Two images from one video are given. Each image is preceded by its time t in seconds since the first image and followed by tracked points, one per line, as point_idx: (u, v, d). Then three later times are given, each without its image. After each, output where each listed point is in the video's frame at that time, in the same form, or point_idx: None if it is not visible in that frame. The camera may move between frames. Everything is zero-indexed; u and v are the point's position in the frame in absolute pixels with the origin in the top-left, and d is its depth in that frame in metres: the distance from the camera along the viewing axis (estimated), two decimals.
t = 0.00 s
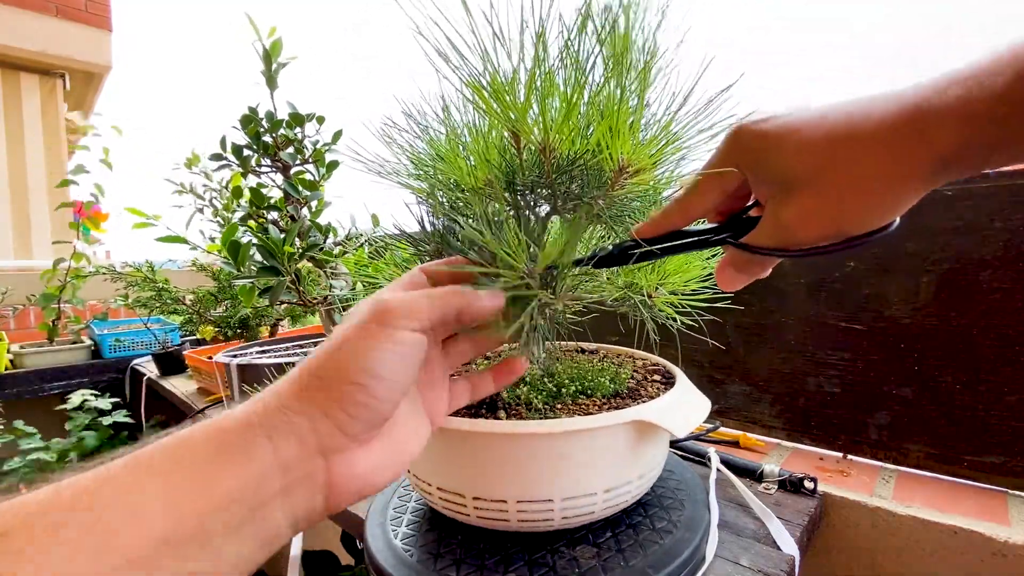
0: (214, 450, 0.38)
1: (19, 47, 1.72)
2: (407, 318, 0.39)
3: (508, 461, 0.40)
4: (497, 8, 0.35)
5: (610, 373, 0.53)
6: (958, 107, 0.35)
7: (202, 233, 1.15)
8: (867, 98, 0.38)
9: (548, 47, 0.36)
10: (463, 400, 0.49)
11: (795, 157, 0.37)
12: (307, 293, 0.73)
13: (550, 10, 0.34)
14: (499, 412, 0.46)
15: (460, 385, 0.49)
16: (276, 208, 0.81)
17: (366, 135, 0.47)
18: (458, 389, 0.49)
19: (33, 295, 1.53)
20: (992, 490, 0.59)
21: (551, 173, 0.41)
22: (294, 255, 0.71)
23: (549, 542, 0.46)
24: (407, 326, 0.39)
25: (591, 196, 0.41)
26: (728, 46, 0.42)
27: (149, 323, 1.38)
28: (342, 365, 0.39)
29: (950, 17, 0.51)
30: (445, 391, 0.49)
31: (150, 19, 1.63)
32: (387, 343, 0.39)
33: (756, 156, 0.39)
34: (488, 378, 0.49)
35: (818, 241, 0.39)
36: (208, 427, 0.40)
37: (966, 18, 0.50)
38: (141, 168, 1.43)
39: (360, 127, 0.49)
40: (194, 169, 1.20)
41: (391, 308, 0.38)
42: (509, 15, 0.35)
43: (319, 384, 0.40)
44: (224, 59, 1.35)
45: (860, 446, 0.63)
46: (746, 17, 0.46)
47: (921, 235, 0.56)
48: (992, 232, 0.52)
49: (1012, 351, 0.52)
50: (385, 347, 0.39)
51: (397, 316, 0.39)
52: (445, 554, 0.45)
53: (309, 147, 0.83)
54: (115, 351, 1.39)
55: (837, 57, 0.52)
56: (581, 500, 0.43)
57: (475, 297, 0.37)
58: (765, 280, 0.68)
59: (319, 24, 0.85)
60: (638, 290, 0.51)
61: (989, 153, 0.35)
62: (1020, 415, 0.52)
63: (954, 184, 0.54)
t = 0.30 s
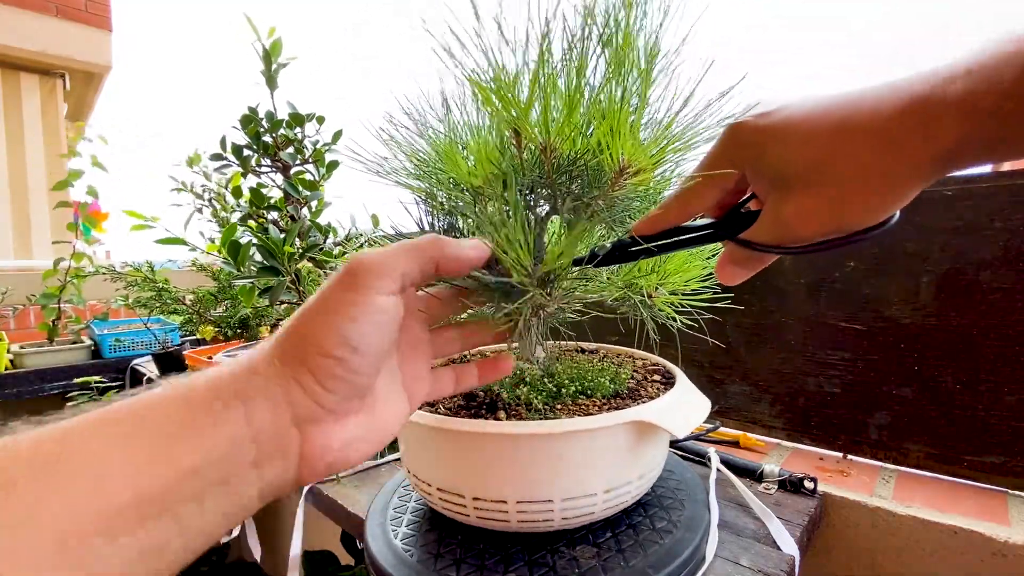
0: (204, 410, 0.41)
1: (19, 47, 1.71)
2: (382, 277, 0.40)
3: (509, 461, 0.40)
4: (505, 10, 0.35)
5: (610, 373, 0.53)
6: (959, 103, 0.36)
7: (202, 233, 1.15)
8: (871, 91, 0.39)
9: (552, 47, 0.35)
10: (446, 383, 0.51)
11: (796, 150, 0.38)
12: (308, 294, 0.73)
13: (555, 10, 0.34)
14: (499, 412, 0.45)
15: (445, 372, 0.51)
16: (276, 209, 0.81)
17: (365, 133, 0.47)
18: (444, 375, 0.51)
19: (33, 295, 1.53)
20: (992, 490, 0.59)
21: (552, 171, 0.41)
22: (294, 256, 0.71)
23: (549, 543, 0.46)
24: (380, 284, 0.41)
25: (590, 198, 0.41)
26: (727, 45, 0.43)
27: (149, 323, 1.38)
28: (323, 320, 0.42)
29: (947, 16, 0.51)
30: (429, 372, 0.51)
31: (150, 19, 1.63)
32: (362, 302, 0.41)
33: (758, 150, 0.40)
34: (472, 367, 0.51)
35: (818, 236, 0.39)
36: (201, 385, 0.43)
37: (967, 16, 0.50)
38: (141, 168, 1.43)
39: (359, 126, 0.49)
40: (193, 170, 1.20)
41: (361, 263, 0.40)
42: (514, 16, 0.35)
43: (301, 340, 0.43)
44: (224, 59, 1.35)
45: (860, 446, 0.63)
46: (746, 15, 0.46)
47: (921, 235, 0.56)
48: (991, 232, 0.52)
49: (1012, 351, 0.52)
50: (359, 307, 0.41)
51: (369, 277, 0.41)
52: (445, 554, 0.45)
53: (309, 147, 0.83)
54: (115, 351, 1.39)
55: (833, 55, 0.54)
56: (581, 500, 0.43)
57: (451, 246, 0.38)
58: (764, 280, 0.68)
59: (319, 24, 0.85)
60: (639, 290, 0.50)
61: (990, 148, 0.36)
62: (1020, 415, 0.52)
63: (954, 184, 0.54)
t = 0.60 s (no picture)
0: (221, 466, 0.39)
1: (19, 47, 1.71)
2: (404, 334, 0.37)
3: (508, 460, 0.40)
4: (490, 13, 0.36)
5: (609, 373, 0.53)
6: (962, 84, 0.35)
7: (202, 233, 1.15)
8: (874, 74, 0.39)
9: (540, 44, 0.35)
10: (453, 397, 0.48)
11: (794, 132, 0.38)
12: (308, 294, 0.74)
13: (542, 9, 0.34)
14: (498, 412, 0.45)
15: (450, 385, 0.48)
16: (276, 208, 0.81)
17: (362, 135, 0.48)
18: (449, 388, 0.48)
19: (33, 295, 1.53)
20: (992, 490, 0.59)
21: (547, 172, 0.41)
22: (294, 255, 0.71)
23: (548, 542, 0.46)
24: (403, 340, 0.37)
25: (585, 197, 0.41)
26: (727, 45, 0.47)
27: (149, 323, 1.38)
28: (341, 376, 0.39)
29: (949, 17, 0.50)
30: (437, 386, 0.48)
31: (150, 19, 1.63)
32: (385, 362, 0.38)
33: (758, 128, 0.40)
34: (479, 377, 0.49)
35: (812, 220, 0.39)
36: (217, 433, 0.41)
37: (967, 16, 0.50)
38: (141, 168, 1.43)
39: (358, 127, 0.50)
40: (193, 170, 1.20)
41: (381, 320, 0.36)
42: (502, 16, 0.36)
43: (319, 396, 0.40)
44: (224, 60, 1.35)
45: (859, 446, 0.63)
46: (746, 18, 0.51)
47: (920, 236, 0.56)
48: (991, 233, 0.52)
49: (1012, 351, 0.52)
50: (381, 367, 0.38)
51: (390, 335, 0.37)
52: (445, 554, 0.45)
53: (309, 147, 0.83)
54: (115, 351, 1.39)
55: (835, 58, 0.55)
56: (581, 500, 0.43)
57: (474, 289, 0.36)
58: (764, 279, 0.68)
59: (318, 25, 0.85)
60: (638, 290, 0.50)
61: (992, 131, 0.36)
62: (1020, 415, 0.52)
63: (953, 184, 0.54)
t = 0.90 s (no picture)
0: (223, 476, 0.39)
1: (19, 47, 1.71)
2: (398, 346, 0.37)
3: (508, 461, 0.40)
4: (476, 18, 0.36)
5: (609, 373, 0.53)
6: (938, 107, 0.36)
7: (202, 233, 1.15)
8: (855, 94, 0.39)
9: (532, 46, 0.36)
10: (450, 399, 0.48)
11: (772, 144, 0.38)
12: (308, 294, 0.74)
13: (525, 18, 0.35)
14: (498, 413, 0.45)
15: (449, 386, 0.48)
16: (276, 208, 0.82)
17: (360, 136, 0.48)
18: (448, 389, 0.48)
19: (33, 295, 1.53)
20: (992, 490, 0.59)
21: (546, 174, 0.41)
22: (294, 256, 0.71)
23: (548, 542, 0.46)
24: (397, 351, 0.37)
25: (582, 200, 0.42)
26: (725, 45, 0.47)
27: (149, 323, 1.38)
28: (337, 388, 0.38)
29: (946, 16, 0.49)
30: (437, 388, 0.48)
31: (150, 19, 1.63)
32: (380, 375, 0.38)
33: (734, 141, 0.40)
34: (478, 380, 0.49)
35: (782, 234, 0.39)
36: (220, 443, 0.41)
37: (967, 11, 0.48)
38: (141, 168, 1.43)
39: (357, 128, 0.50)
40: (194, 170, 1.20)
41: (374, 335, 0.36)
42: (489, 21, 0.36)
43: (315, 408, 0.40)
44: (225, 60, 1.35)
45: (859, 446, 0.63)
46: (744, 16, 0.53)
47: (920, 236, 0.56)
48: (991, 233, 0.52)
49: (1012, 352, 0.52)
50: (378, 380, 0.38)
51: (385, 348, 0.37)
52: (445, 554, 0.45)
53: (309, 147, 0.83)
54: (115, 351, 1.39)
55: (835, 58, 0.55)
56: (581, 501, 0.43)
57: (469, 296, 0.35)
58: (764, 279, 0.68)
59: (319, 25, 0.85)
60: (638, 291, 0.50)
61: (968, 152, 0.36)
62: (1020, 415, 0.52)
63: (954, 184, 0.54)
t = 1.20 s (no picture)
0: (239, 502, 0.36)
1: (19, 47, 1.71)
2: (419, 363, 0.36)
3: (508, 460, 0.40)
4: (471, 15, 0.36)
5: (609, 373, 0.53)
6: (925, 94, 0.34)
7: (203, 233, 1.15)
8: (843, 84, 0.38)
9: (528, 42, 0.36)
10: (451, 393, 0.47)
11: (753, 137, 0.38)
12: (308, 294, 0.74)
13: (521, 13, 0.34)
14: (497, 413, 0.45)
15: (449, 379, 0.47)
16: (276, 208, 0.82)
17: (359, 135, 0.48)
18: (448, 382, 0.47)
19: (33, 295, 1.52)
20: (992, 490, 0.58)
21: (545, 171, 0.41)
22: (294, 256, 0.71)
23: (548, 542, 0.46)
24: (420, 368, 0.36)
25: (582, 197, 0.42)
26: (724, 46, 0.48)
27: (149, 323, 1.38)
28: (355, 406, 0.37)
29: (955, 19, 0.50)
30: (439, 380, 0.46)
31: (151, 19, 1.64)
32: (399, 391, 0.37)
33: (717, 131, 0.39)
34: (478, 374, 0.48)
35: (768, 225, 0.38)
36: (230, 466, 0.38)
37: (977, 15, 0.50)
38: (142, 168, 1.43)
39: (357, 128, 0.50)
40: (194, 170, 1.20)
41: (397, 353, 0.35)
42: (484, 20, 0.36)
43: (331, 425, 0.38)
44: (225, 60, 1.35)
45: (859, 446, 0.63)
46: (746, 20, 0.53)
47: (920, 236, 0.56)
48: (991, 232, 0.52)
49: (1013, 351, 0.52)
50: (399, 395, 0.37)
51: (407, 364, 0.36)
52: (445, 554, 0.45)
53: (309, 147, 0.83)
54: (115, 351, 1.39)
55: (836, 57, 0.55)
56: (581, 500, 0.43)
57: (489, 310, 0.35)
58: (765, 279, 0.68)
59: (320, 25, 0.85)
60: (638, 291, 0.50)
61: (959, 133, 0.34)
62: (1020, 415, 0.52)
63: (954, 184, 0.54)
